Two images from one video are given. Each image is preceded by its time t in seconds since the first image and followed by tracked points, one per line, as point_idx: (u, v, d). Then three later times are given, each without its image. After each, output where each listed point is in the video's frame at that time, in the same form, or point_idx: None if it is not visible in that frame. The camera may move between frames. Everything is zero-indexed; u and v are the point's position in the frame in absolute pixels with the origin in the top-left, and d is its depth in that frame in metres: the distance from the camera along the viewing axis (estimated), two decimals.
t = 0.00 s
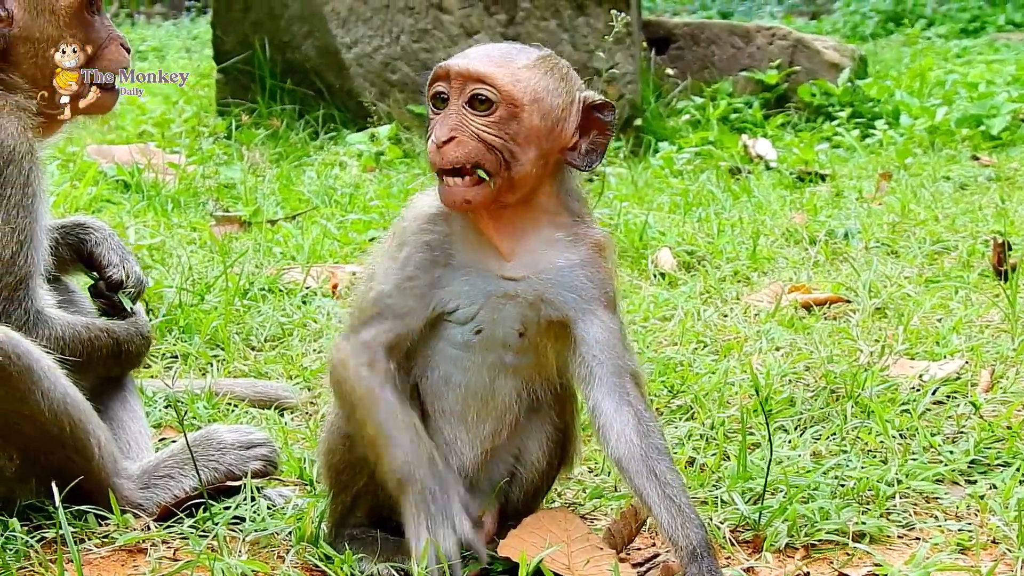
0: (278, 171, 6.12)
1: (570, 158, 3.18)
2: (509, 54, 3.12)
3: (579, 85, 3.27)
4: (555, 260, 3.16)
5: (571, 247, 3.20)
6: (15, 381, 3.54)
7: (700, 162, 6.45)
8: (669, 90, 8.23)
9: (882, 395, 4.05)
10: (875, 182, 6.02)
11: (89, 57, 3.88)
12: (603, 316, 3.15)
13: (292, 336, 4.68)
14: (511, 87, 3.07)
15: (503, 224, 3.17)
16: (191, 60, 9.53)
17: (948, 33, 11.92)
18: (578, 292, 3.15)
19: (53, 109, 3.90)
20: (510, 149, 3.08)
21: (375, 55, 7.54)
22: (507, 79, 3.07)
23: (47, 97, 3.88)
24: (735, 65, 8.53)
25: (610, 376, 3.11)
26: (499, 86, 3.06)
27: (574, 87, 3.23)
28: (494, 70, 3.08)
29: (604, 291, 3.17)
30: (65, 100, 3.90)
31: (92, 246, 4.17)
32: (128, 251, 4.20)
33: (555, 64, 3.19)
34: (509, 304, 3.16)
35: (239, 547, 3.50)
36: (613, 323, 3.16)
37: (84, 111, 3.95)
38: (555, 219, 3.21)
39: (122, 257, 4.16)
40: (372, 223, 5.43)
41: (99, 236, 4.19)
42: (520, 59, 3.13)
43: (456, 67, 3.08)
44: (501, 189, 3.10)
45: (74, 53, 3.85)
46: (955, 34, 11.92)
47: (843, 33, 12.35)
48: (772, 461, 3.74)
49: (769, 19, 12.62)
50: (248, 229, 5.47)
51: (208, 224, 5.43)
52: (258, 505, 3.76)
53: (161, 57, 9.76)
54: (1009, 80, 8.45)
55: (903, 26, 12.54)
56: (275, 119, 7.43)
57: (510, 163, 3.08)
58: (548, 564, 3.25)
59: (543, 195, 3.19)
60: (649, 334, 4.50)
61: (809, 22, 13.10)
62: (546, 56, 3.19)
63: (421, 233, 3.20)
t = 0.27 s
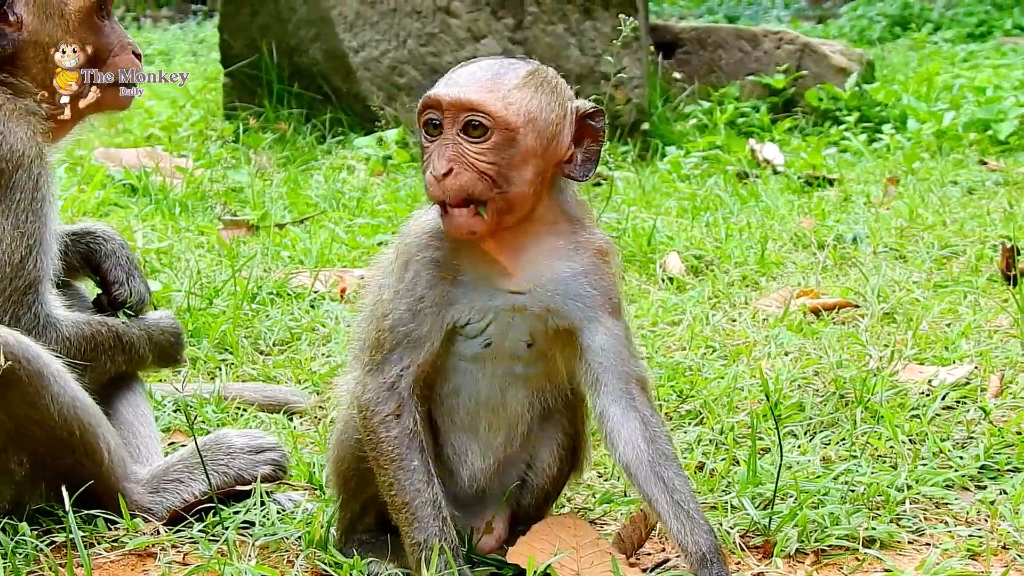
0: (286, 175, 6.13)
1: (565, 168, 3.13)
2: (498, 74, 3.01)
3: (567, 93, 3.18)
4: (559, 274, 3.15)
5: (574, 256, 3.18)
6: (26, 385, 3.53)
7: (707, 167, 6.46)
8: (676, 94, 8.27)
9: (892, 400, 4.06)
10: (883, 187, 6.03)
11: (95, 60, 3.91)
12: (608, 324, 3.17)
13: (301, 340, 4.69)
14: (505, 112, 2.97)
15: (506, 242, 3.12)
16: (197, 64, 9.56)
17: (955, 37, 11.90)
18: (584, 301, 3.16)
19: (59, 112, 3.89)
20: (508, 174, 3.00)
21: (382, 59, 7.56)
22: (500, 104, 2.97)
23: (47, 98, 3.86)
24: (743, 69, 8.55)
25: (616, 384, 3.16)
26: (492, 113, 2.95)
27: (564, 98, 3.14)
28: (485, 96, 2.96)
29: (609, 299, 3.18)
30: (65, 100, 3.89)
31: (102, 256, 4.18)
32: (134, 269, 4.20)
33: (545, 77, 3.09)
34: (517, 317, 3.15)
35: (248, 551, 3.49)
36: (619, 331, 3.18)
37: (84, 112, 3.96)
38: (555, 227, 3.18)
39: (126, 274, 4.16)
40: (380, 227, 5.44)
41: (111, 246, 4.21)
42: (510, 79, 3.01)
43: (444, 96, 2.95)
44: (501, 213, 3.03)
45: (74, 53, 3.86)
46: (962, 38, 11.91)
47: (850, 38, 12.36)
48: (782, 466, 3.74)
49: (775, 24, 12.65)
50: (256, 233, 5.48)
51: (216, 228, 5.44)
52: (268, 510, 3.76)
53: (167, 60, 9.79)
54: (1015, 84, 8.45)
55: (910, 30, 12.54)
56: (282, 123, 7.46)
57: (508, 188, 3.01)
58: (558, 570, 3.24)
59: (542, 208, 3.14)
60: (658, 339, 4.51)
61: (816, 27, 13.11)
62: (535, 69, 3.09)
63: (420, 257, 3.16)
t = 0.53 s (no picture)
0: (294, 178, 6.15)
1: (530, 185, 3.06)
2: (451, 94, 2.97)
3: (537, 106, 3.11)
4: (536, 289, 3.08)
5: (558, 267, 3.11)
6: (35, 388, 3.56)
7: (716, 170, 6.47)
8: (685, 97, 8.28)
9: (901, 405, 4.05)
10: (892, 191, 6.02)
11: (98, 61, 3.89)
12: (605, 330, 3.12)
13: (310, 343, 4.70)
14: (450, 134, 2.93)
15: (478, 257, 3.07)
16: (206, 67, 9.59)
17: (964, 40, 11.89)
18: (576, 306, 3.10)
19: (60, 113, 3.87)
20: (458, 196, 2.96)
21: (392, 61, 7.56)
22: (446, 125, 2.93)
23: (47, 97, 3.84)
24: (753, 72, 8.53)
25: (621, 384, 3.11)
26: (436, 135, 2.91)
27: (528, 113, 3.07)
28: (431, 116, 2.93)
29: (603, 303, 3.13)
30: (65, 100, 3.86)
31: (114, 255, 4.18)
32: (145, 267, 4.17)
33: (505, 93, 3.04)
34: (511, 324, 3.12)
35: (257, 555, 3.49)
36: (617, 335, 3.13)
37: (84, 113, 3.91)
38: (535, 238, 3.11)
39: (139, 275, 4.15)
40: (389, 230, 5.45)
41: (123, 245, 4.20)
42: (460, 98, 2.97)
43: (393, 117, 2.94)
44: (454, 234, 3.00)
45: (74, 52, 3.85)
46: (971, 41, 11.89)
47: (859, 41, 12.36)
48: (792, 471, 3.73)
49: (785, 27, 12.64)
50: (265, 236, 5.50)
51: (225, 231, 5.45)
52: (277, 513, 3.76)
53: (176, 63, 9.82)
54: None
55: (919, 34, 12.54)
56: (291, 124, 7.55)
57: (459, 209, 2.97)
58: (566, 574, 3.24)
59: (518, 220, 3.07)
60: (666, 342, 4.51)
61: (825, 30, 13.11)
62: (492, 86, 3.04)
63: (405, 271, 3.16)
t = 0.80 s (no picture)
0: (306, 180, 6.17)
1: (477, 174, 3.03)
2: (403, 83, 3.06)
3: (494, 96, 3.09)
4: (492, 278, 3.06)
5: (523, 258, 3.07)
6: (48, 390, 3.58)
7: (728, 174, 6.48)
8: (696, 101, 8.29)
9: (913, 409, 4.04)
10: (904, 195, 6.02)
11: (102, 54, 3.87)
12: (581, 320, 3.07)
13: (321, 346, 4.71)
14: (391, 119, 2.98)
15: (432, 246, 3.08)
16: (218, 70, 9.63)
17: (976, 45, 11.87)
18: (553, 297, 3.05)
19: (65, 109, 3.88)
20: (400, 183, 3.01)
21: (403, 64, 7.54)
22: (389, 112, 2.99)
23: (46, 96, 3.84)
24: (764, 76, 8.54)
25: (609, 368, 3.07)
26: (378, 121, 2.97)
27: (476, 102, 3.06)
28: (379, 104, 3.00)
29: (574, 291, 3.07)
30: (65, 100, 3.88)
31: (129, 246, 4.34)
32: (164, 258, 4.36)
33: (454, 83, 3.06)
34: (492, 325, 3.09)
35: (269, 556, 3.50)
36: (601, 323, 3.07)
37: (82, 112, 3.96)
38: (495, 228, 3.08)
39: (159, 265, 4.33)
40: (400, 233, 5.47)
41: (137, 236, 4.36)
42: (408, 88, 3.03)
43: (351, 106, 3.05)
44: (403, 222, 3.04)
45: (74, 52, 3.81)
46: (983, 46, 11.87)
47: (871, 46, 12.35)
48: (803, 475, 3.72)
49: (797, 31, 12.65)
50: (276, 239, 5.53)
51: (236, 233, 5.48)
52: (288, 515, 3.76)
53: (188, 66, 9.87)
54: None
55: (931, 38, 12.53)
56: (302, 128, 7.53)
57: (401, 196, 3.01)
58: None
59: (473, 210, 3.06)
60: (678, 346, 4.52)
61: (836, 35, 13.11)
62: (445, 77, 3.08)
63: (389, 270, 3.21)
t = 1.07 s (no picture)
0: (328, 183, 6.21)
1: (501, 174, 3.07)
2: (424, 85, 3.09)
3: (515, 99, 3.14)
4: (510, 278, 3.08)
5: (539, 260, 3.08)
6: (71, 393, 3.59)
7: (750, 177, 6.50)
8: (718, 104, 8.31)
9: (936, 412, 4.04)
10: (927, 198, 6.02)
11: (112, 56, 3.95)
12: (574, 322, 3.05)
13: (343, 348, 4.73)
14: (415, 122, 3.03)
15: (456, 247, 3.12)
16: (239, 73, 9.70)
17: (998, 49, 11.82)
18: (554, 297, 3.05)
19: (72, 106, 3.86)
20: (424, 184, 3.05)
21: (424, 68, 7.55)
22: (411, 115, 3.03)
23: (48, 98, 3.80)
24: (786, 80, 8.55)
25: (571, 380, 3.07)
26: (401, 123, 3.02)
27: (498, 104, 3.12)
28: (402, 106, 3.04)
29: (578, 293, 3.05)
30: (65, 99, 3.84)
31: (152, 258, 4.37)
32: (184, 272, 4.39)
33: (476, 86, 3.11)
34: (505, 326, 3.09)
35: (292, 558, 3.52)
36: (588, 329, 3.05)
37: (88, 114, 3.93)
38: (517, 228, 3.11)
39: (178, 280, 4.36)
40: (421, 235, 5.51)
41: (161, 248, 4.39)
42: (429, 91, 3.08)
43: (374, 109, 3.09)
44: (426, 223, 3.09)
45: (74, 52, 3.86)
46: (1006, 49, 11.83)
47: (893, 49, 12.33)
48: (827, 478, 3.71)
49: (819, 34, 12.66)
50: (299, 241, 5.57)
51: (259, 235, 5.53)
52: (311, 517, 3.78)
53: (209, 70, 9.96)
54: None
55: (953, 41, 12.52)
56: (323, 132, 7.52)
57: (424, 197, 3.05)
58: None
59: (496, 210, 3.09)
60: (700, 349, 4.54)
61: (858, 38, 13.10)
62: (466, 79, 3.13)
63: (406, 271, 3.21)
